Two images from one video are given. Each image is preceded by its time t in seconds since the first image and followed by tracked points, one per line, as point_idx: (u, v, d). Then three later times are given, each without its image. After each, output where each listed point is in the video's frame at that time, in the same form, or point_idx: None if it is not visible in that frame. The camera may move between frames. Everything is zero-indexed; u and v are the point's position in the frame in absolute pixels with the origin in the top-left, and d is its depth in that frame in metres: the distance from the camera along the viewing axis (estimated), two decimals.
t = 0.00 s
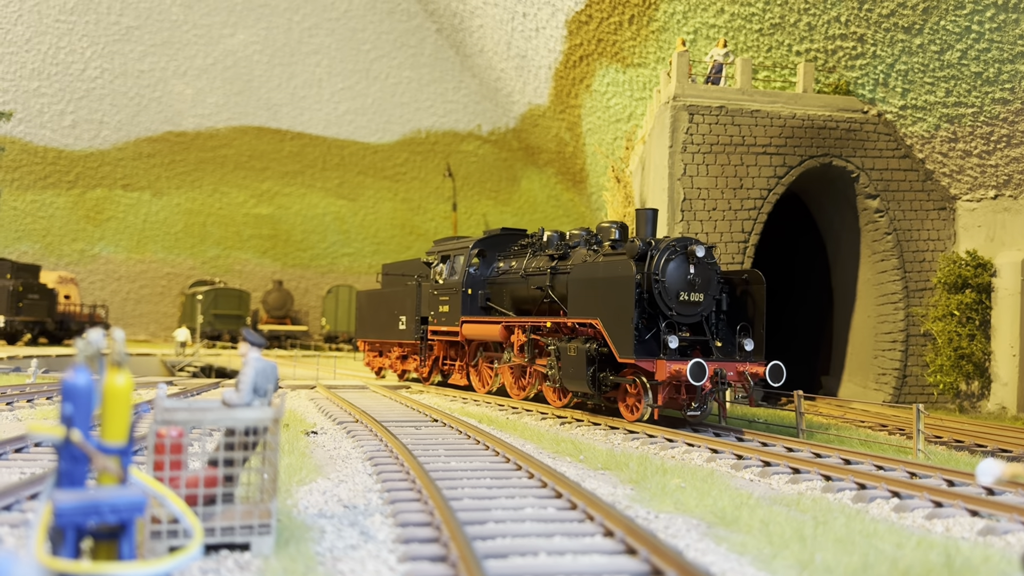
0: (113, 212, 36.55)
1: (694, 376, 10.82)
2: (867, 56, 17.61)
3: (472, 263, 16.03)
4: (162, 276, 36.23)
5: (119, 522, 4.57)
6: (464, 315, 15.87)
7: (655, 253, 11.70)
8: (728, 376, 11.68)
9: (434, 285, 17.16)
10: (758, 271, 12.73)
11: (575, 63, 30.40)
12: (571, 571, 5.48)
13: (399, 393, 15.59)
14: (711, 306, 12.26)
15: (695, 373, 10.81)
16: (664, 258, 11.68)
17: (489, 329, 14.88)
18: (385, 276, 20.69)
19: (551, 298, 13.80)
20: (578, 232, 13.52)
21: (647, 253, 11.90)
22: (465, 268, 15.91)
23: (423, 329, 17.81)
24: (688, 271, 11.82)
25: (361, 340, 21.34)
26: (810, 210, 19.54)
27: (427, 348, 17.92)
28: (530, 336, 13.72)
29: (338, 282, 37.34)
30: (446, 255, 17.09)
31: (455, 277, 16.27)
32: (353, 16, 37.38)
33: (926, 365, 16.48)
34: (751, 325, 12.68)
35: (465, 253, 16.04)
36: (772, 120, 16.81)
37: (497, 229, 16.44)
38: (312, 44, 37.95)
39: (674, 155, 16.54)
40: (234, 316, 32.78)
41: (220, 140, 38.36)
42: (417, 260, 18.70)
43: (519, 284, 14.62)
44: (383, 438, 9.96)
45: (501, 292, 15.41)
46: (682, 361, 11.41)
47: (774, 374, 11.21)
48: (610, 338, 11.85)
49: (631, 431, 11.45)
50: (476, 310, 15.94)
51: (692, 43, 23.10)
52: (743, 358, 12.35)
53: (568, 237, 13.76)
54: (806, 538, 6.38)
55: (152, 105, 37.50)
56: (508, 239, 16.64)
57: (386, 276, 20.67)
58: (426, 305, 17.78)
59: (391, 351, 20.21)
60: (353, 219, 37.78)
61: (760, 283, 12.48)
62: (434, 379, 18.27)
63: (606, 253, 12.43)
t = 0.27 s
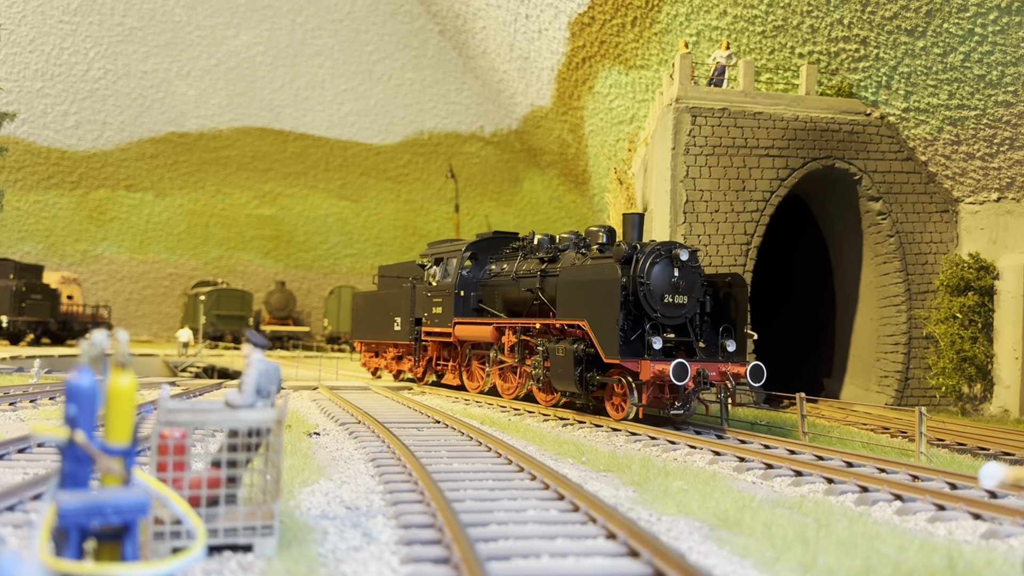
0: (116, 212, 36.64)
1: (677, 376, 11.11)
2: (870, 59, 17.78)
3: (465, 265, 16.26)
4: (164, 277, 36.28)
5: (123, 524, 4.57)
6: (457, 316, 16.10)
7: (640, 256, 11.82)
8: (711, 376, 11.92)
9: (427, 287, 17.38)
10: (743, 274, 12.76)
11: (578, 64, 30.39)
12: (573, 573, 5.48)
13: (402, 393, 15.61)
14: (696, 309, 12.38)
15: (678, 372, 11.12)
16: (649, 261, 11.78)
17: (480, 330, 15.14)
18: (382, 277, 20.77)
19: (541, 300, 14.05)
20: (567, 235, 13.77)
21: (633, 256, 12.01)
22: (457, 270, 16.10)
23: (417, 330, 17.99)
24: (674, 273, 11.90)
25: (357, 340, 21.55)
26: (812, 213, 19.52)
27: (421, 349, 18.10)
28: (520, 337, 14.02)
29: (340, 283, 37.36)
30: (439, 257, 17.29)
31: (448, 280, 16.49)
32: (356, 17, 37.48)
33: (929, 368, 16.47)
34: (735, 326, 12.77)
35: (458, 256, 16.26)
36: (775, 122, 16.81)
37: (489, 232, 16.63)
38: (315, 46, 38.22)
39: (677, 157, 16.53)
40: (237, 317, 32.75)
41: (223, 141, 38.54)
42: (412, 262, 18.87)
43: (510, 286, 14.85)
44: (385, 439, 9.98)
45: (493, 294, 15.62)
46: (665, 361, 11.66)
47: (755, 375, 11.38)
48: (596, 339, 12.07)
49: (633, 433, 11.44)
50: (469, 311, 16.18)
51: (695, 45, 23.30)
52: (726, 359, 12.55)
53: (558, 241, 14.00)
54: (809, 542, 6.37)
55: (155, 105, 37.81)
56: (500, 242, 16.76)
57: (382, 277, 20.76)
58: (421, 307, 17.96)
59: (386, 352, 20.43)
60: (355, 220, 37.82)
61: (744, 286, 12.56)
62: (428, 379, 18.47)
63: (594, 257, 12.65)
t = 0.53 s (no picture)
0: (119, 212, 36.66)
1: (660, 375, 11.30)
2: (872, 60, 18.12)
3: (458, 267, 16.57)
4: (167, 276, 36.29)
5: (125, 524, 4.57)
6: (450, 317, 16.40)
7: (626, 259, 12.08)
8: (693, 375, 12.18)
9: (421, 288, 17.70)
10: (726, 276, 13.00)
11: (580, 66, 30.45)
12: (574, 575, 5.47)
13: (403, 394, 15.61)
14: (680, 310, 12.65)
15: (661, 372, 11.31)
16: (634, 263, 12.06)
17: (472, 331, 15.47)
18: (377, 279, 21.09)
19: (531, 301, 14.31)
20: (557, 238, 14.03)
21: (619, 258, 12.27)
22: (450, 272, 16.37)
23: (411, 330, 18.26)
24: (658, 275, 12.16)
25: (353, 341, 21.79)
26: (814, 214, 19.49)
27: (416, 349, 18.35)
28: (511, 337, 14.35)
29: (342, 283, 37.32)
30: (434, 259, 17.63)
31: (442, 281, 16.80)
32: (359, 18, 37.84)
33: (931, 370, 16.43)
34: (718, 327, 12.94)
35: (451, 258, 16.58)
36: (777, 124, 16.82)
37: (481, 234, 16.95)
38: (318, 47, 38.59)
39: (679, 159, 16.54)
40: (239, 317, 32.73)
41: (225, 141, 38.56)
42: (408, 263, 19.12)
43: (501, 287, 15.12)
44: (387, 440, 9.98)
45: (485, 295, 15.86)
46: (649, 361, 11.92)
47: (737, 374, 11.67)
48: (582, 340, 12.30)
49: (635, 434, 11.42)
50: (462, 312, 16.47)
51: (697, 47, 23.66)
52: (709, 359, 12.74)
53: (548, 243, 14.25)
54: (811, 543, 6.37)
55: (158, 105, 38.11)
56: (492, 244, 17.10)
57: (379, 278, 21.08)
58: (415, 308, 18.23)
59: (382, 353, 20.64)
60: (358, 220, 37.80)
61: (726, 288, 12.84)
62: (423, 378, 18.74)
63: (582, 259, 12.91)
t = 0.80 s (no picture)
0: (120, 212, 36.65)
1: (643, 373, 11.68)
2: (874, 62, 18.52)
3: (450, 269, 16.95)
4: (169, 276, 36.29)
5: (127, 523, 4.58)
6: (442, 317, 16.76)
7: (612, 261, 12.54)
8: (678, 374, 12.50)
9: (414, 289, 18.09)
10: (710, 278, 13.47)
11: (581, 66, 30.45)
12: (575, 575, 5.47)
13: (404, 394, 15.61)
14: (665, 310, 13.09)
15: (644, 370, 11.71)
16: (620, 266, 12.51)
17: (464, 331, 15.87)
18: (373, 280, 21.40)
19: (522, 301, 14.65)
20: (547, 240, 14.39)
21: (605, 261, 12.73)
22: (443, 272, 16.77)
23: (405, 330, 18.60)
24: (644, 277, 12.61)
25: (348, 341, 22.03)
26: (816, 215, 19.47)
27: (409, 349, 18.67)
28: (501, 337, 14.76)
29: (343, 284, 37.23)
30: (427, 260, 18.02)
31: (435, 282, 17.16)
32: (362, 18, 38.18)
33: (932, 371, 16.39)
34: (702, 327, 13.37)
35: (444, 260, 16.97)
36: (779, 124, 16.82)
37: (473, 236, 17.34)
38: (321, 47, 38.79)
39: (680, 159, 16.54)
40: (240, 317, 32.70)
41: (227, 141, 38.56)
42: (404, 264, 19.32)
43: (492, 289, 15.47)
44: (389, 440, 9.98)
45: (476, 296, 16.23)
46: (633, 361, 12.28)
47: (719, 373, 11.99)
48: (569, 339, 12.73)
49: (636, 435, 11.42)
50: (454, 313, 16.82)
51: (699, 48, 23.77)
52: (692, 358, 13.23)
53: (538, 245, 14.62)
54: (813, 544, 6.37)
55: (160, 106, 38.23)
56: (484, 246, 17.51)
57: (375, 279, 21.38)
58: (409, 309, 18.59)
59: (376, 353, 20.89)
60: (359, 219, 37.74)
61: (710, 289, 13.38)
62: (416, 378, 19.09)
63: (570, 261, 13.32)
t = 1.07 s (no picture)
0: (122, 212, 36.71)
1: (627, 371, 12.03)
2: (876, 63, 18.58)
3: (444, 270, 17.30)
4: (170, 276, 36.37)
5: (129, 521, 4.59)
6: (435, 317, 17.06)
7: (598, 262, 13.04)
8: (661, 372, 12.84)
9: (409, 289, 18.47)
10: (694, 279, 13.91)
11: (583, 67, 30.47)
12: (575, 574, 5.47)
13: (405, 394, 15.62)
14: (650, 310, 13.55)
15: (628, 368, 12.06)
16: (606, 266, 13.03)
17: (456, 330, 16.21)
18: (370, 281, 21.75)
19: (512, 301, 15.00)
20: (537, 242, 14.83)
21: (592, 262, 13.22)
22: (436, 273, 17.11)
23: (399, 330, 18.94)
24: (629, 278, 13.10)
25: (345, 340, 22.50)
26: (818, 216, 19.46)
27: (404, 349, 19.03)
28: (491, 337, 15.13)
29: (344, 284, 37.31)
30: (421, 261, 18.40)
31: (428, 283, 17.53)
32: (363, 18, 38.02)
33: (933, 372, 16.38)
34: (685, 327, 13.78)
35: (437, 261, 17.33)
36: (781, 125, 16.82)
37: (466, 238, 17.69)
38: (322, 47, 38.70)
39: (682, 160, 16.55)
40: (242, 317, 32.77)
41: (229, 141, 38.60)
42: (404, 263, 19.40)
43: (484, 289, 15.83)
44: (390, 439, 9.99)
45: (468, 296, 16.57)
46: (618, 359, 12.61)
47: (701, 371, 12.43)
48: (557, 338, 13.12)
49: (636, 435, 11.43)
50: (447, 313, 17.12)
51: (700, 48, 23.71)
52: (677, 357, 13.60)
53: (528, 247, 15.04)
54: (813, 544, 6.37)
55: (162, 106, 38.26)
56: (477, 248, 17.87)
57: (371, 279, 21.71)
58: (404, 309, 18.94)
59: (372, 352, 21.36)
60: (360, 219, 37.81)
61: (694, 290, 13.80)
62: (410, 377, 19.45)
63: (558, 262, 13.71)
